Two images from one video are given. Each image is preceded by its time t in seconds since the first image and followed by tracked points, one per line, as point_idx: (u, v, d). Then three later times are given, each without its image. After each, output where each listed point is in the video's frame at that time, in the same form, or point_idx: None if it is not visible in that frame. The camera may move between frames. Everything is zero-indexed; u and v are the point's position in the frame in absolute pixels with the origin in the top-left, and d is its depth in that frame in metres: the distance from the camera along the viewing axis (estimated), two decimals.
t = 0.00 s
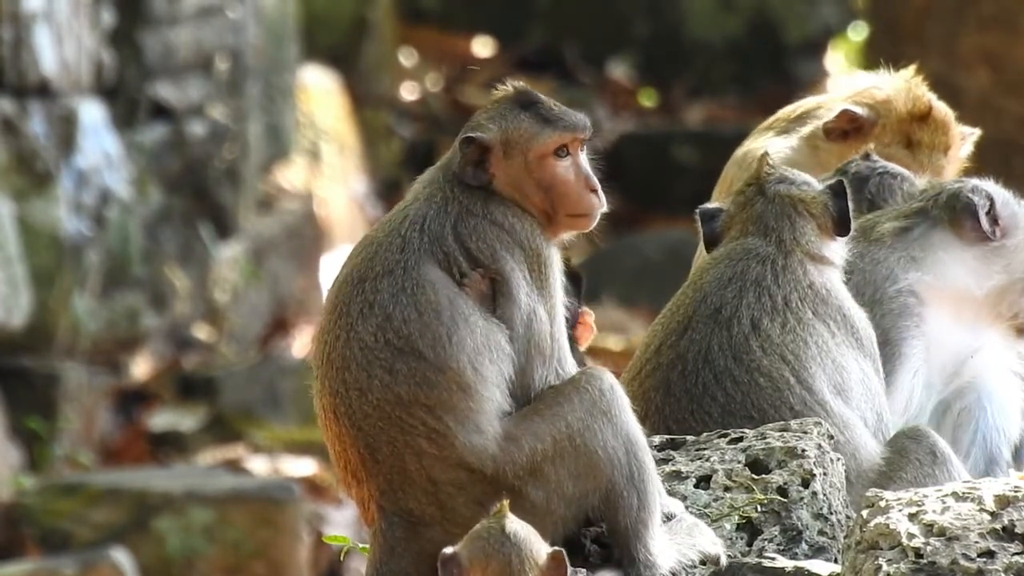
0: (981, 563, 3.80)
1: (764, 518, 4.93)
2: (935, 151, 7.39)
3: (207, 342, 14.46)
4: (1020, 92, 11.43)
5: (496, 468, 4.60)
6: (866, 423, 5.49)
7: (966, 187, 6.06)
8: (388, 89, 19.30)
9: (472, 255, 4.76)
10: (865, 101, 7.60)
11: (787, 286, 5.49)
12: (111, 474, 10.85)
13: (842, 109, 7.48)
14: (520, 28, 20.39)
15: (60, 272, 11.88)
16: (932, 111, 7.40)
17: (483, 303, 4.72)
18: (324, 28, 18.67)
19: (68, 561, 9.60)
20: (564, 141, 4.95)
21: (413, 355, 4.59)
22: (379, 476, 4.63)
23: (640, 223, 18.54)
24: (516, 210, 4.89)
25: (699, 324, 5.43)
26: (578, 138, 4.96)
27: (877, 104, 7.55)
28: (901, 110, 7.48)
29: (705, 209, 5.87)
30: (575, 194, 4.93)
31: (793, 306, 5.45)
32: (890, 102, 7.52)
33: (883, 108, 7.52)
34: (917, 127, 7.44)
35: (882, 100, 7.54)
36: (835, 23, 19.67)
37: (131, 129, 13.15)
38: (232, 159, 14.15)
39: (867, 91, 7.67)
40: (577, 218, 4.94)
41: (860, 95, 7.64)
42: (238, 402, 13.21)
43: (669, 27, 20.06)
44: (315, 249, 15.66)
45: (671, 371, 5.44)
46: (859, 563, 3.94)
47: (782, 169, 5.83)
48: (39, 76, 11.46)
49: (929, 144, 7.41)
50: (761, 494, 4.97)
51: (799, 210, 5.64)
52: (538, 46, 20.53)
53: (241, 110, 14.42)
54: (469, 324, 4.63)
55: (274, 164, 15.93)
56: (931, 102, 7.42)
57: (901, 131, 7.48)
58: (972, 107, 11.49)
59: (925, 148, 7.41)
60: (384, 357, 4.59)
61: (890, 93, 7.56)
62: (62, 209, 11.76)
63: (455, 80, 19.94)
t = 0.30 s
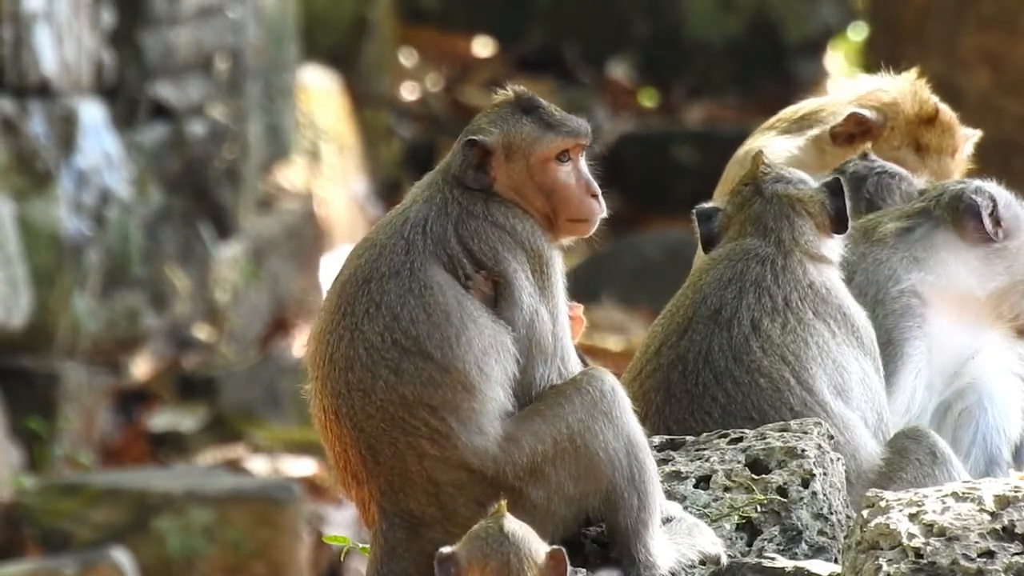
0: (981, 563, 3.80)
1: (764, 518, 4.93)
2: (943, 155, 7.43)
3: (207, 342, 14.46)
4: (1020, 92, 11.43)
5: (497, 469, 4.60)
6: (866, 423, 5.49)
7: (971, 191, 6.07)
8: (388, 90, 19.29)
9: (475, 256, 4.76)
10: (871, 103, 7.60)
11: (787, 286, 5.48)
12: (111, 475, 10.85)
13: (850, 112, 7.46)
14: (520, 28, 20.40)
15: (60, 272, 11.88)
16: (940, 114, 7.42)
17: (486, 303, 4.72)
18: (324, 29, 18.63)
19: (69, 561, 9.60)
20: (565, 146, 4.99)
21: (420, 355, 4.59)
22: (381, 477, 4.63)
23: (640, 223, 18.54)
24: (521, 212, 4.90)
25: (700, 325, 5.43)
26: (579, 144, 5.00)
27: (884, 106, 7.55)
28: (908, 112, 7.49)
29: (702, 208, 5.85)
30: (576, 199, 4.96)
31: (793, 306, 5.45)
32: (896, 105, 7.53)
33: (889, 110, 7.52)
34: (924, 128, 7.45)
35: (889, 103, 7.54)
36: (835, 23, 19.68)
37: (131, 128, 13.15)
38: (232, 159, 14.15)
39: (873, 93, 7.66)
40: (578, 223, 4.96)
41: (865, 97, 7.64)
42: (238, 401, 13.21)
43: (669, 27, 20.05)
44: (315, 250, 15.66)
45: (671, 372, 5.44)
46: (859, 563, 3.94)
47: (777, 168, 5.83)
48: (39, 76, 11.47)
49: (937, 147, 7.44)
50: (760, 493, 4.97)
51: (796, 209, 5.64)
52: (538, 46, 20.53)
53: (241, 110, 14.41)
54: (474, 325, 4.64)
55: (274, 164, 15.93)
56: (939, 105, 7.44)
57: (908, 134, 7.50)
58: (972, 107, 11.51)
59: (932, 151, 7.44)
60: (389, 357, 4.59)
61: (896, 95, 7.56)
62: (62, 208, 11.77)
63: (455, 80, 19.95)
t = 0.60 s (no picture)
0: (981, 563, 3.80)
1: (764, 518, 4.93)
2: (953, 158, 8.04)
3: (207, 342, 14.47)
4: (1020, 92, 11.37)
5: (496, 470, 4.60)
6: (866, 423, 5.50)
7: (979, 194, 6.04)
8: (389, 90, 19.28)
9: (475, 257, 4.77)
10: (885, 106, 8.30)
11: (785, 287, 5.49)
12: (112, 475, 10.86)
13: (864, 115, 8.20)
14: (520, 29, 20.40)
15: (60, 272, 11.89)
16: (950, 121, 8.07)
17: (486, 304, 4.72)
18: (324, 29, 18.71)
19: (69, 560, 9.60)
20: (572, 150, 5.00)
21: (420, 356, 4.59)
22: (380, 479, 4.63)
23: (640, 223, 18.53)
24: (525, 215, 4.92)
25: (699, 327, 5.43)
26: (585, 148, 5.00)
27: (897, 109, 8.22)
28: (921, 117, 8.13)
29: (689, 208, 5.84)
30: (580, 203, 4.97)
31: (791, 305, 5.46)
32: (908, 108, 8.19)
33: (900, 113, 8.18)
34: (936, 131, 8.07)
35: (901, 106, 8.22)
36: (835, 23, 19.67)
37: (131, 129, 13.15)
38: (232, 159, 14.13)
39: (885, 97, 8.36)
40: (584, 228, 4.98)
41: (878, 100, 8.37)
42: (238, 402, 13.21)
43: (669, 27, 20.05)
44: (315, 250, 15.66)
45: (671, 375, 5.44)
46: (859, 563, 3.93)
47: (766, 163, 5.84)
48: (39, 76, 11.47)
49: (949, 151, 8.04)
50: (761, 494, 4.96)
51: (787, 205, 5.68)
52: (538, 45, 20.52)
53: (241, 110, 14.40)
54: (475, 326, 4.63)
55: (274, 164, 15.94)
56: (949, 112, 8.08)
57: (920, 136, 8.12)
58: (973, 107, 11.49)
59: (942, 152, 8.05)
60: (389, 358, 4.59)
61: (908, 99, 8.24)
62: (62, 209, 11.77)
63: (455, 80, 19.95)
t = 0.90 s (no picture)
0: (981, 564, 3.80)
1: (764, 518, 4.93)
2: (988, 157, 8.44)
3: (207, 342, 14.47)
4: (1020, 92, 11.29)
5: (496, 471, 4.61)
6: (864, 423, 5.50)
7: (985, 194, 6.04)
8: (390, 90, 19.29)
9: (474, 258, 4.76)
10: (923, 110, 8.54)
11: (783, 287, 5.49)
12: (112, 475, 10.87)
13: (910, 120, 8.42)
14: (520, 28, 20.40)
15: (60, 272, 11.89)
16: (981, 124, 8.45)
17: (485, 305, 4.72)
18: (324, 29, 18.92)
19: (69, 560, 9.60)
20: (578, 155, 4.99)
21: (419, 357, 4.59)
22: (379, 479, 4.63)
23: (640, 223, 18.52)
24: (527, 219, 4.90)
25: (697, 328, 5.42)
26: (591, 153, 5.00)
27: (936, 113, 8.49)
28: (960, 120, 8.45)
29: (689, 208, 5.82)
30: (585, 209, 4.96)
31: (789, 306, 5.46)
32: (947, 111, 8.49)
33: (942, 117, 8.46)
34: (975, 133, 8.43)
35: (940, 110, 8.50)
36: (835, 23, 19.67)
37: (131, 129, 13.15)
38: (232, 160, 14.11)
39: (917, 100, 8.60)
40: (588, 234, 4.97)
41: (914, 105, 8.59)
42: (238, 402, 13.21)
43: (669, 26, 20.04)
44: (315, 250, 15.66)
45: (669, 376, 5.43)
46: (859, 563, 3.93)
47: (763, 164, 5.85)
48: (39, 76, 11.47)
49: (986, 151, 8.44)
50: (761, 494, 4.96)
51: (784, 205, 5.68)
52: (538, 45, 20.51)
53: (242, 110, 14.39)
54: (474, 327, 4.63)
55: (274, 164, 15.94)
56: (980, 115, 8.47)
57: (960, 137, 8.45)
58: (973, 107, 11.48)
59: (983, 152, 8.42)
60: (388, 359, 4.59)
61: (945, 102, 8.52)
62: (62, 209, 11.77)
63: (455, 80, 19.95)
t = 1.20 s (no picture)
0: (981, 564, 3.81)
1: (764, 518, 4.93)
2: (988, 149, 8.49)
3: (207, 342, 14.48)
4: (1020, 92, 11.32)
5: (496, 471, 4.61)
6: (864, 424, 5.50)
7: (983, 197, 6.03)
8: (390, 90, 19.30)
9: (473, 259, 4.76)
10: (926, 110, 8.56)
11: (783, 287, 5.49)
12: (112, 475, 10.87)
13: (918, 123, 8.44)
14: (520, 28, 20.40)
15: (60, 272, 11.90)
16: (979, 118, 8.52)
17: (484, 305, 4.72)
18: (324, 29, 18.94)
19: (69, 561, 9.59)
20: (578, 158, 5.00)
21: (419, 357, 4.59)
22: (380, 479, 4.63)
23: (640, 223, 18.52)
24: (526, 219, 4.91)
25: (696, 328, 5.42)
26: (590, 155, 5.02)
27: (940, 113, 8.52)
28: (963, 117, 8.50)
29: (690, 208, 5.84)
30: (584, 211, 4.98)
31: (789, 306, 5.46)
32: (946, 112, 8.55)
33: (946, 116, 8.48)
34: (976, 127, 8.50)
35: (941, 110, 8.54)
36: (835, 23, 19.68)
37: (131, 129, 13.16)
38: (232, 160, 14.10)
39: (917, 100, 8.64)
40: (586, 236, 4.99)
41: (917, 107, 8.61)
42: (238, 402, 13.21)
43: (669, 27, 20.04)
44: (315, 250, 15.66)
45: (669, 376, 5.43)
46: (859, 563, 3.93)
47: (765, 165, 5.86)
48: (39, 76, 11.47)
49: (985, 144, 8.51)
50: (761, 494, 4.96)
51: (786, 206, 5.70)
52: (538, 45, 20.52)
53: (242, 110, 14.39)
54: (473, 327, 4.64)
55: (274, 164, 15.94)
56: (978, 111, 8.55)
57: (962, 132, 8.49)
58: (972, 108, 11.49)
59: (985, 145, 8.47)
60: (387, 358, 4.59)
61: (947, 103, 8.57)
62: (62, 209, 11.77)
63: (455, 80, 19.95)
